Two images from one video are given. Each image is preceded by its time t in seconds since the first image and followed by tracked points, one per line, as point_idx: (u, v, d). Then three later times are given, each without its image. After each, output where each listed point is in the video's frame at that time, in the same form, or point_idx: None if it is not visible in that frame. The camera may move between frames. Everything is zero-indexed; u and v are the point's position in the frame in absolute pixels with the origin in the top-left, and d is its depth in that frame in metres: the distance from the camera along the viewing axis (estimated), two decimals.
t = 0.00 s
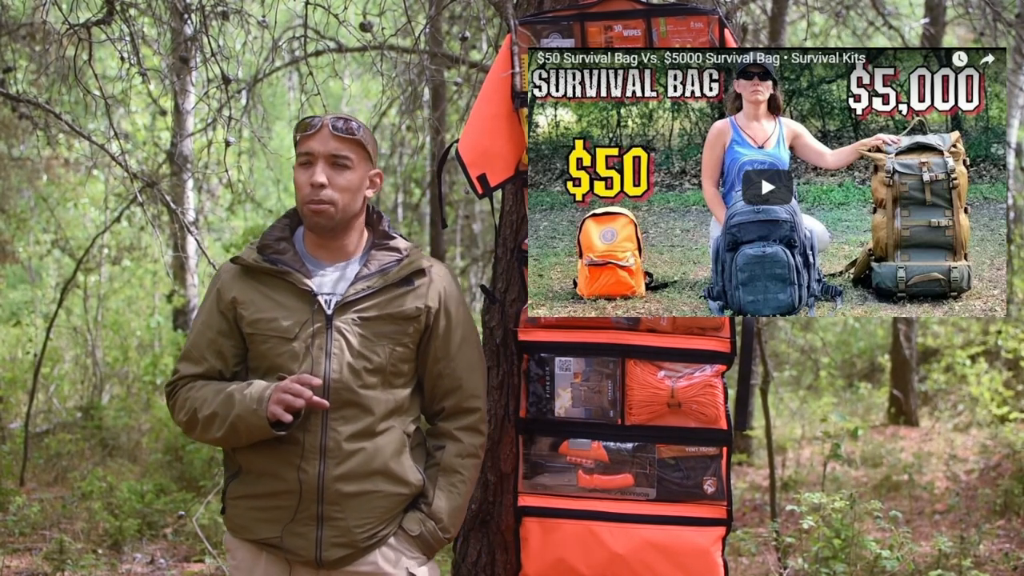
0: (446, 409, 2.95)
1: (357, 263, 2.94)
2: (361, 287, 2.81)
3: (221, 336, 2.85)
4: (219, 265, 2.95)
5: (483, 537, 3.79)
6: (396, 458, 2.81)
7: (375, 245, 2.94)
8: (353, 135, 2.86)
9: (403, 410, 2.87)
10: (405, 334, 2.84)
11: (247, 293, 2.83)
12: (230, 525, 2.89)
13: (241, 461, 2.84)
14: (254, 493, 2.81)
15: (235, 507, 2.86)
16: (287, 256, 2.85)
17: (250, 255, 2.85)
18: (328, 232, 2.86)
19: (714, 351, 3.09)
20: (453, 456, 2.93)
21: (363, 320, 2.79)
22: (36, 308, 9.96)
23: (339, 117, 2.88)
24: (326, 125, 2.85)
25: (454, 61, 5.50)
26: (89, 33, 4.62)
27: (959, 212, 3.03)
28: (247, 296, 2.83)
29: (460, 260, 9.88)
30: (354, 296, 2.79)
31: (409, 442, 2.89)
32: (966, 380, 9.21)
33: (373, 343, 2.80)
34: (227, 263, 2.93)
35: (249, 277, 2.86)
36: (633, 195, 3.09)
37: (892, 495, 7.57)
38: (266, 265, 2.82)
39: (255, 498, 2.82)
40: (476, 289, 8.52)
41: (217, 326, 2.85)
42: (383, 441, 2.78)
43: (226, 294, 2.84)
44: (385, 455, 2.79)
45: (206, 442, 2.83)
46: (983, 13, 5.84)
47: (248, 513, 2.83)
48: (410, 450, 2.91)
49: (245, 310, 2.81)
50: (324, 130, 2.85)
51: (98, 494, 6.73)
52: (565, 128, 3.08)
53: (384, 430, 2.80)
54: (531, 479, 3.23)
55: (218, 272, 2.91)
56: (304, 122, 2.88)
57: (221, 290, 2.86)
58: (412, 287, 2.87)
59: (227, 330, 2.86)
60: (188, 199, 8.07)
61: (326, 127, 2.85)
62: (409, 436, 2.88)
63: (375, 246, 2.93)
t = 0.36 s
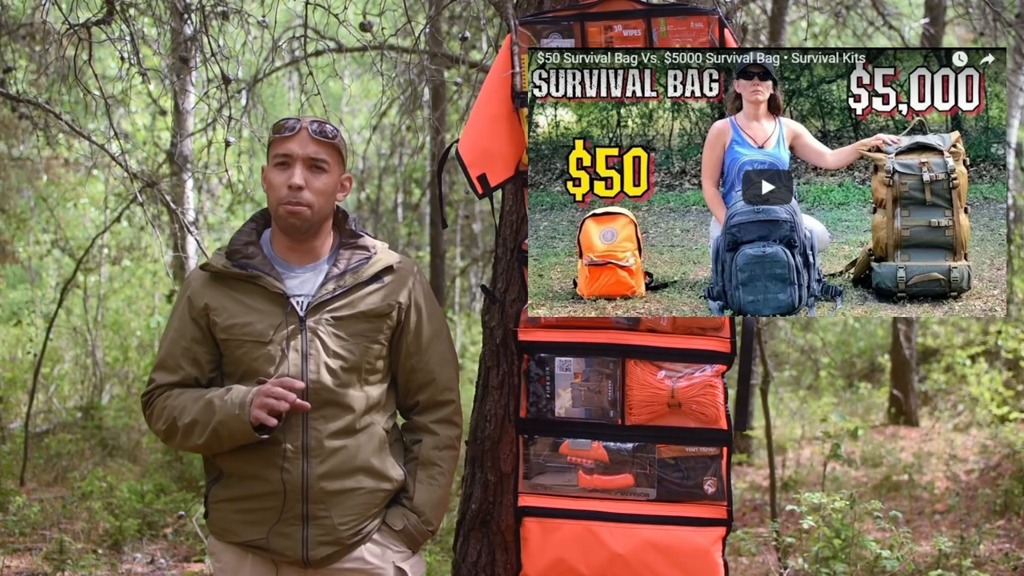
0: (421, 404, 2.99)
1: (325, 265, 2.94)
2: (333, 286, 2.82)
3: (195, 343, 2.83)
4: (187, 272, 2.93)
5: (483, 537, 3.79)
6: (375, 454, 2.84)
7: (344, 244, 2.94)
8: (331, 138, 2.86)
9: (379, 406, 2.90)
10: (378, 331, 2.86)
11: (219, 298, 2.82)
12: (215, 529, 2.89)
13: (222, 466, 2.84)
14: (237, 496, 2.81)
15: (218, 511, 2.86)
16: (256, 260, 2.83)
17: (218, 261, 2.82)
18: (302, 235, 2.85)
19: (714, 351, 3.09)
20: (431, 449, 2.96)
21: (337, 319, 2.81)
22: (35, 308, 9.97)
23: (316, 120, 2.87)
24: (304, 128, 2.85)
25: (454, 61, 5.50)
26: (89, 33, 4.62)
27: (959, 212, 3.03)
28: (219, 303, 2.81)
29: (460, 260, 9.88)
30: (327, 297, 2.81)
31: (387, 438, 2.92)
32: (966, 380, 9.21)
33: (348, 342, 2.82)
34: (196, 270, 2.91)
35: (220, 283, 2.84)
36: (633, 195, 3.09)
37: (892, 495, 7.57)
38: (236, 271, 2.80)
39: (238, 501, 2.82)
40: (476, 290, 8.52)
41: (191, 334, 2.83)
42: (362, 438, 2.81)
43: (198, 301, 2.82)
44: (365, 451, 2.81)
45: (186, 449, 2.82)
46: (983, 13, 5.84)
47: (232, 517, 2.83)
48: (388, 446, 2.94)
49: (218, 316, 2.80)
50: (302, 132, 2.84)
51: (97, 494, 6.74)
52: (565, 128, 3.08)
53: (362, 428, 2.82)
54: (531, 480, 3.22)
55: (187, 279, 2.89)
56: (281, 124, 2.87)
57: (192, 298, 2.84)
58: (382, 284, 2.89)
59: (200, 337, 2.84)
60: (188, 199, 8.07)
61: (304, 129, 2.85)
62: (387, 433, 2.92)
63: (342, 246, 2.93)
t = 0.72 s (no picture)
0: (420, 399, 3.01)
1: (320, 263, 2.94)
2: (328, 284, 2.83)
3: (192, 345, 2.84)
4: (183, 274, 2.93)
5: (483, 537, 3.79)
6: (376, 449, 2.84)
7: (338, 240, 2.95)
8: (331, 136, 2.88)
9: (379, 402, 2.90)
10: (374, 327, 2.87)
11: (216, 300, 2.82)
12: (218, 531, 2.88)
13: (224, 468, 2.84)
14: (239, 496, 2.81)
15: (221, 513, 2.85)
16: (251, 261, 2.83)
17: (213, 262, 2.82)
18: (301, 233, 2.86)
19: (714, 351, 3.09)
20: (432, 442, 2.98)
21: (333, 316, 2.82)
22: (35, 308, 9.97)
23: (314, 119, 2.89)
24: (304, 125, 2.87)
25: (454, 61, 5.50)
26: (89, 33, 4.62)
27: (959, 212, 3.03)
28: (215, 304, 2.82)
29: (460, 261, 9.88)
30: (323, 294, 2.82)
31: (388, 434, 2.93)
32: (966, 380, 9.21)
33: (345, 338, 2.82)
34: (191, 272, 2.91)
35: (216, 285, 2.85)
36: (633, 195, 3.09)
37: (892, 495, 7.57)
38: (231, 271, 2.80)
39: (241, 501, 2.81)
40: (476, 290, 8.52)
41: (188, 336, 2.83)
42: (362, 433, 2.81)
43: (194, 303, 2.83)
44: (366, 447, 2.82)
45: (186, 452, 2.82)
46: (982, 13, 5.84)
47: (234, 517, 2.82)
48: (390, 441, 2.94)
49: (214, 318, 2.80)
50: (302, 130, 2.86)
51: (97, 494, 6.74)
52: (565, 128, 3.08)
53: (362, 424, 2.83)
54: (531, 480, 3.22)
55: (182, 281, 2.89)
56: (279, 122, 2.88)
57: (188, 300, 2.84)
58: (377, 280, 2.90)
59: (198, 339, 2.84)
60: (187, 199, 8.08)
61: (304, 127, 2.86)
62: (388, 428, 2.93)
63: (336, 243, 2.95)
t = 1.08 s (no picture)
0: (447, 397, 2.94)
1: (344, 258, 2.95)
2: (349, 280, 2.82)
3: (213, 340, 2.85)
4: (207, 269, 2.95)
5: (483, 537, 3.78)
6: (400, 449, 2.80)
7: (362, 236, 2.94)
8: (357, 130, 2.90)
9: (404, 401, 2.86)
10: (396, 323, 2.84)
11: (237, 296, 2.83)
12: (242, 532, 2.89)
13: (247, 467, 2.84)
14: (262, 497, 2.82)
15: (246, 514, 2.86)
16: (273, 256, 2.83)
17: (236, 257, 2.84)
18: (327, 224, 2.87)
19: (714, 351, 3.09)
20: (459, 444, 2.91)
21: (354, 312, 2.80)
22: (35, 308, 9.97)
23: (341, 114, 2.91)
24: (332, 119, 2.88)
25: (454, 61, 5.50)
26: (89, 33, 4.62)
27: (959, 212, 3.03)
28: (236, 299, 2.82)
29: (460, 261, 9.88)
30: (343, 290, 2.80)
31: (414, 434, 2.88)
32: (966, 380, 9.20)
33: (366, 335, 2.80)
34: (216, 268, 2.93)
35: (237, 280, 2.85)
36: (633, 195, 3.09)
37: (892, 495, 7.57)
38: (253, 266, 2.81)
39: (265, 503, 2.82)
40: (477, 290, 8.55)
41: (209, 331, 2.85)
42: (385, 433, 2.78)
43: (215, 298, 2.84)
44: (389, 447, 2.78)
45: (204, 447, 2.82)
46: (982, 14, 5.84)
47: (259, 518, 2.83)
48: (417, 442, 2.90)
49: (235, 313, 2.81)
50: (330, 123, 2.87)
51: (98, 494, 6.75)
52: (565, 129, 3.08)
53: (386, 423, 2.79)
54: (531, 480, 3.23)
55: (207, 275, 2.90)
56: (307, 116, 2.90)
57: (210, 295, 2.85)
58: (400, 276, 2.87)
59: (219, 334, 2.85)
60: (188, 199, 8.08)
61: (332, 120, 2.88)
62: (415, 428, 2.88)
63: (360, 239, 2.93)
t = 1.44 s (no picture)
0: (476, 399, 2.94)
1: (373, 258, 2.94)
2: (378, 281, 2.81)
3: (237, 340, 2.85)
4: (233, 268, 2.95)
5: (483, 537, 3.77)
6: (427, 451, 2.80)
7: (389, 237, 2.94)
8: (387, 132, 2.90)
9: (432, 403, 2.85)
10: (425, 324, 2.83)
11: (264, 296, 2.83)
12: (267, 533, 2.88)
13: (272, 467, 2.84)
14: (286, 498, 2.81)
15: (271, 514, 2.85)
16: (301, 256, 2.83)
17: (265, 257, 2.84)
18: (356, 227, 2.87)
19: (713, 351, 3.09)
20: (487, 446, 2.90)
21: (382, 313, 2.79)
22: (36, 308, 9.97)
23: (371, 115, 2.91)
24: (362, 121, 2.88)
25: (454, 61, 5.50)
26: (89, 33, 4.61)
27: (959, 212, 3.03)
28: (264, 299, 2.83)
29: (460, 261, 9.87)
30: (371, 291, 2.80)
31: (442, 436, 2.88)
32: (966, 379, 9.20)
33: (395, 336, 2.79)
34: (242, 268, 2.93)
35: (265, 280, 2.86)
36: (633, 195, 3.09)
37: (892, 495, 7.57)
38: (281, 267, 2.81)
39: (289, 504, 2.81)
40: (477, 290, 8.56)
41: (233, 331, 2.85)
42: (412, 435, 2.77)
43: (242, 298, 2.84)
44: (417, 450, 2.78)
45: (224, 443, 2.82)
46: (982, 14, 5.84)
47: (284, 519, 2.82)
48: (444, 443, 2.89)
49: (263, 313, 2.82)
50: (360, 125, 2.87)
51: (97, 494, 6.75)
52: (565, 129, 3.08)
53: (413, 424, 2.79)
54: (531, 480, 3.23)
55: (234, 275, 2.91)
56: (335, 117, 2.90)
57: (237, 296, 2.86)
58: (428, 278, 2.87)
59: (243, 334, 2.86)
60: (188, 199, 8.08)
61: (362, 122, 2.88)
62: (442, 430, 2.87)
63: (388, 240, 2.93)
